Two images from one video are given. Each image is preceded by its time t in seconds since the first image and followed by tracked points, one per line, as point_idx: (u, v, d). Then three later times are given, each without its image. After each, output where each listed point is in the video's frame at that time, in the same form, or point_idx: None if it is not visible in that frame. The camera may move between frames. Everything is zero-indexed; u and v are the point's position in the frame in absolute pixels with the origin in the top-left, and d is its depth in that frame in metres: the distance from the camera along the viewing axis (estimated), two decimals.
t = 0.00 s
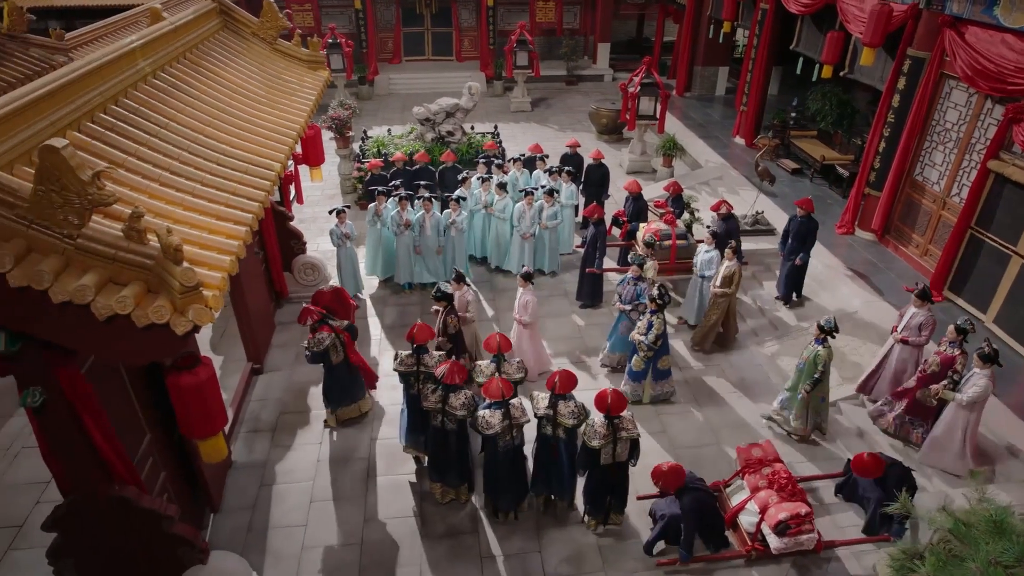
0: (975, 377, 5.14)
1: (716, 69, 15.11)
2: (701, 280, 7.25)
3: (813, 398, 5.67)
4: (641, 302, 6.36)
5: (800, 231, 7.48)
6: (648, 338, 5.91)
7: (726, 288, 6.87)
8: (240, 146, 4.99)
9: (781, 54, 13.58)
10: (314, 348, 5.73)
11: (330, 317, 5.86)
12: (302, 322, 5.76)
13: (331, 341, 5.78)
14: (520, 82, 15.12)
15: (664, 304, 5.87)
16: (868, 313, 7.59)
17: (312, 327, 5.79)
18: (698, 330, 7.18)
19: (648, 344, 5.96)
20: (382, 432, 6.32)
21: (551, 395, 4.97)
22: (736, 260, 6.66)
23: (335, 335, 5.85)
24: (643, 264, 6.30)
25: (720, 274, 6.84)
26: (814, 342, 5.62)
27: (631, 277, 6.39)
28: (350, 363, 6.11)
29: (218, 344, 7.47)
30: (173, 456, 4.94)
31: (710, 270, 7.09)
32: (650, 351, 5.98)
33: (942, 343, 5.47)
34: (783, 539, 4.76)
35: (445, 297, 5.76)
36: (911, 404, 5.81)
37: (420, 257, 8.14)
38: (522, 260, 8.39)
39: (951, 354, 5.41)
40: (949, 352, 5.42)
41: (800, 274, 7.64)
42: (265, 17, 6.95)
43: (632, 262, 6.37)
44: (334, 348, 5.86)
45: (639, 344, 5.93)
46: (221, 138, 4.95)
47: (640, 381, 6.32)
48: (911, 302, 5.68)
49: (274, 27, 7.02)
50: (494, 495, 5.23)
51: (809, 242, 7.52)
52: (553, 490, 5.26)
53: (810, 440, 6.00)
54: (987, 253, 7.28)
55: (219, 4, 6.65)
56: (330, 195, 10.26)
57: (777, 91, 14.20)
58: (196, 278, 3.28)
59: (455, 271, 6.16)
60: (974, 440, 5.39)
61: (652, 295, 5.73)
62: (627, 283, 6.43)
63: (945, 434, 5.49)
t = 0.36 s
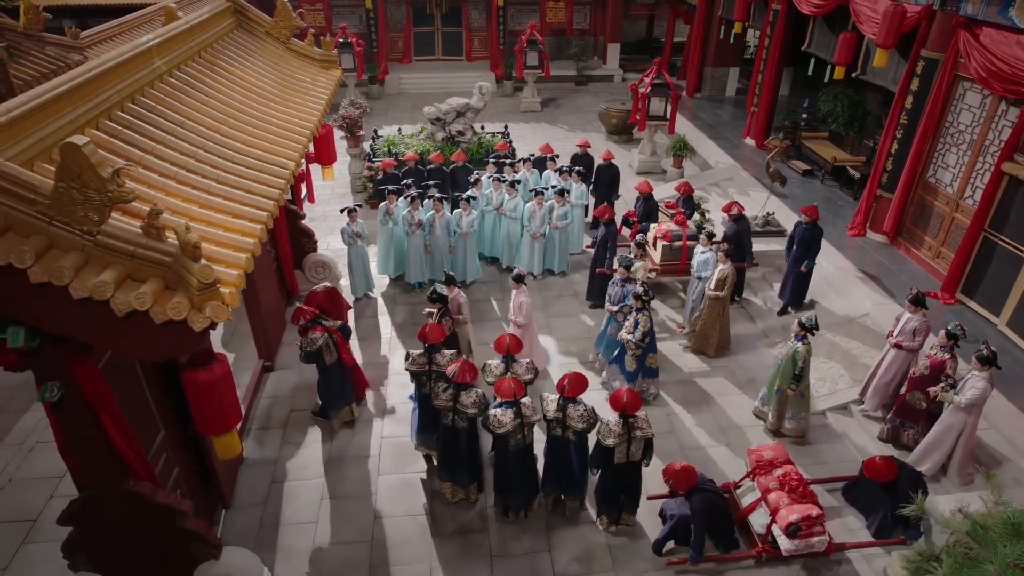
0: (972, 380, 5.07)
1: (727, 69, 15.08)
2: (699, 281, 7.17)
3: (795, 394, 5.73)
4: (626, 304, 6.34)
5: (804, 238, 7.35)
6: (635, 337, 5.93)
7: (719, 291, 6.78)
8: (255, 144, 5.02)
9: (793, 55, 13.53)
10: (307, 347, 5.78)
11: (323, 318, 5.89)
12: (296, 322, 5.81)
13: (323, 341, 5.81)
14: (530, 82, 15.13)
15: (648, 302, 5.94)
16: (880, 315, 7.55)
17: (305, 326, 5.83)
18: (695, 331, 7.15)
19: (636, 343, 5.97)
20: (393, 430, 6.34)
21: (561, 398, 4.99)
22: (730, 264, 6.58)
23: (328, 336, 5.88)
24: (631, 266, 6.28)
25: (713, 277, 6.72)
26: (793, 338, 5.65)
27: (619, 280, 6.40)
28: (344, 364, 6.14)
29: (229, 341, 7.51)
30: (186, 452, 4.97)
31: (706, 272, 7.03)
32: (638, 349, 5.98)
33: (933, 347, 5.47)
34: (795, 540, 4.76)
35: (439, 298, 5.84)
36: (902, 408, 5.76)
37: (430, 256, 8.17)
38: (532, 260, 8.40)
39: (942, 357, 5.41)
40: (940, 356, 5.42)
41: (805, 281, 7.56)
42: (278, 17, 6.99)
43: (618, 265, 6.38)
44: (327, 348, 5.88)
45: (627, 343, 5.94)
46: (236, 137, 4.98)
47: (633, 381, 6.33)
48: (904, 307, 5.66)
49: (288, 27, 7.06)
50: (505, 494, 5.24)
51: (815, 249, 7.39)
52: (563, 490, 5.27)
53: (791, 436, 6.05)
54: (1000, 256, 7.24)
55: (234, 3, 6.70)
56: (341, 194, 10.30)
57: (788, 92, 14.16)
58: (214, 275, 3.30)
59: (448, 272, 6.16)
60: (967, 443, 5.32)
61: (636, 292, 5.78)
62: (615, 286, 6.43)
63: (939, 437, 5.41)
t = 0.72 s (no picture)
0: (962, 384, 5.08)
1: (736, 70, 15.06)
2: (688, 284, 7.17)
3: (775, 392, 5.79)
4: (609, 306, 6.35)
5: (809, 244, 7.36)
6: (618, 337, 5.89)
7: (707, 293, 6.77)
8: (269, 143, 5.05)
9: (803, 56, 13.51)
10: (303, 344, 5.83)
11: (320, 315, 5.95)
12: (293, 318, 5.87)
13: (319, 339, 5.87)
14: (539, 82, 15.14)
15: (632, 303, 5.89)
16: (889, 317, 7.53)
17: (301, 323, 5.88)
18: (686, 333, 7.11)
19: (619, 343, 5.94)
20: (402, 428, 6.36)
21: (570, 397, 4.98)
22: (719, 265, 6.57)
23: (323, 333, 5.93)
24: (614, 268, 6.31)
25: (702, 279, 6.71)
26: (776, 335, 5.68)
27: (603, 281, 6.46)
28: (339, 363, 6.18)
29: (239, 339, 7.56)
30: (197, 448, 5.00)
31: (697, 275, 7.01)
32: (621, 349, 5.95)
33: (923, 350, 5.42)
34: (805, 542, 4.74)
35: (430, 299, 5.88)
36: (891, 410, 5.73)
37: (439, 256, 8.20)
38: (541, 261, 8.43)
39: (932, 359, 5.37)
40: (930, 359, 5.38)
41: (806, 285, 7.61)
42: (291, 16, 7.02)
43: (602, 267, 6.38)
44: (322, 346, 5.93)
45: (609, 343, 5.91)
46: (250, 135, 5.01)
47: (618, 380, 6.34)
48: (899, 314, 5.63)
49: (300, 26, 7.09)
50: (515, 493, 5.25)
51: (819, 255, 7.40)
52: (573, 490, 5.28)
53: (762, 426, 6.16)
54: (1012, 258, 7.20)
55: (247, 3, 6.73)
56: (350, 193, 10.34)
57: (798, 93, 14.13)
58: (230, 272, 3.32)
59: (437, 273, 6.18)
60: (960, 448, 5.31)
61: (619, 292, 5.73)
62: (600, 287, 6.48)
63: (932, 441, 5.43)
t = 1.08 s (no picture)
0: (946, 387, 5.11)
1: (746, 71, 15.02)
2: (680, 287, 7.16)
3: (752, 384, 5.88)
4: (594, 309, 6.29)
5: (811, 250, 7.28)
6: (604, 337, 5.85)
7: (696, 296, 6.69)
8: (283, 141, 5.08)
9: (814, 57, 13.46)
10: (300, 343, 5.86)
11: (317, 314, 5.96)
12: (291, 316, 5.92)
13: (315, 338, 5.89)
14: (548, 82, 15.15)
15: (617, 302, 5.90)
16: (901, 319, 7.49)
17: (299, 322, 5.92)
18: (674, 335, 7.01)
19: (604, 343, 5.90)
20: (412, 427, 6.38)
21: (581, 394, 5.00)
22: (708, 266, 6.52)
23: (320, 333, 5.93)
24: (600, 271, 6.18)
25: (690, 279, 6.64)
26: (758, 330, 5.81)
27: (590, 282, 6.37)
28: (337, 362, 6.19)
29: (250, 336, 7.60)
30: (209, 445, 5.03)
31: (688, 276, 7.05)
32: (607, 349, 5.92)
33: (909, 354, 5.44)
34: (818, 540, 4.69)
35: (422, 301, 5.88)
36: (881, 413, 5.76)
37: (449, 255, 8.21)
38: (551, 260, 8.43)
39: (917, 363, 5.38)
40: (916, 363, 5.39)
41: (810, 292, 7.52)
42: (303, 15, 7.05)
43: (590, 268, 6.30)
44: (319, 346, 5.94)
45: (595, 343, 5.87)
46: (264, 134, 5.04)
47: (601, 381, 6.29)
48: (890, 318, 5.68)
49: (312, 25, 7.12)
50: (525, 492, 5.26)
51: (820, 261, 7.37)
52: (582, 490, 5.28)
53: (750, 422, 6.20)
54: None
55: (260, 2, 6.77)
56: (360, 192, 10.37)
57: (808, 94, 14.07)
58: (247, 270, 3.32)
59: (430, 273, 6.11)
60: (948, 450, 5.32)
61: (604, 292, 5.69)
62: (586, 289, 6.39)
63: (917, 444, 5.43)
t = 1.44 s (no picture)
0: (925, 388, 5.14)
1: (754, 72, 15.00)
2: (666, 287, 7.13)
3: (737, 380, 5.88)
4: (577, 309, 6.30)
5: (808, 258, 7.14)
6: (587, 338, 5.91)
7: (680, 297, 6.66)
8: (295, 140, 5.11)
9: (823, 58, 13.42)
10: (290, 343, 5.82)
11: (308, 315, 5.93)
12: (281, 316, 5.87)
13: (305, 338, 5.84)
14: (556, 82, 15.16)
15: (601, 303, 5.92)
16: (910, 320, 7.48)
17: (288, 322, 5.87)
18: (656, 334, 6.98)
19: (587, 344, 5.96)
20: (421, 426, 6.40)
21: (592, 391, 5.02)
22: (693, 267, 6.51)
23: (310, 333, 5.89)
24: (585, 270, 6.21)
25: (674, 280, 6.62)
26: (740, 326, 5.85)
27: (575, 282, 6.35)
28: (328, 360, 6.16)
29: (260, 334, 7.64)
30: (219, 443, 5.05)
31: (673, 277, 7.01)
32: (590, 350, 5.98)
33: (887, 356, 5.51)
34: (836, 528, 4.65)
35: (418, 301, 5.98)
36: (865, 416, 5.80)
37: (458, 254, 8.23)
38: (560, 261, 8.43)
39: (895, 365, 5.46)
40: (894, 365, 5.47)
41: (809, 299, 7.41)
42: (315, 14, 7.07)
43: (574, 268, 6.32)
44: (309, 346, 5.89)
45: (578, 344, 5.93)
46: (276, 132, 5.07)
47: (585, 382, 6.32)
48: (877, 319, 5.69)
49: (323, 25, 7.15)
50: (534, 490, 5.27)
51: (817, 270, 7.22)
52: (591, 489, 5.29)
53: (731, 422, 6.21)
54: None
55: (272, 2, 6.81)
56: (369, 191, 10.40)
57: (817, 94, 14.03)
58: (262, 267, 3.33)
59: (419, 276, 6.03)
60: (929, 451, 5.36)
61: (587, 292, 5.75)
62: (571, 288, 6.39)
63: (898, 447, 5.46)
